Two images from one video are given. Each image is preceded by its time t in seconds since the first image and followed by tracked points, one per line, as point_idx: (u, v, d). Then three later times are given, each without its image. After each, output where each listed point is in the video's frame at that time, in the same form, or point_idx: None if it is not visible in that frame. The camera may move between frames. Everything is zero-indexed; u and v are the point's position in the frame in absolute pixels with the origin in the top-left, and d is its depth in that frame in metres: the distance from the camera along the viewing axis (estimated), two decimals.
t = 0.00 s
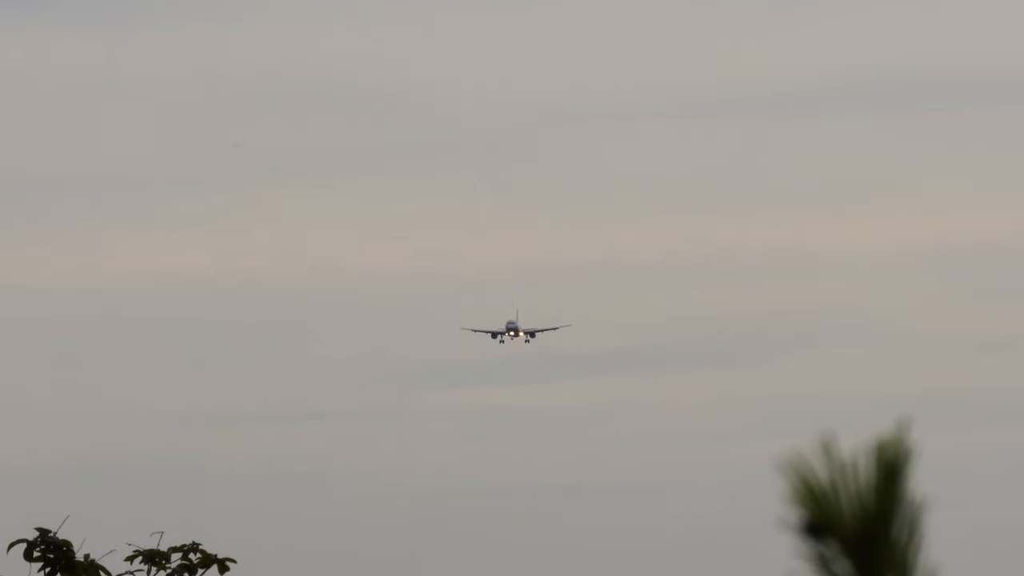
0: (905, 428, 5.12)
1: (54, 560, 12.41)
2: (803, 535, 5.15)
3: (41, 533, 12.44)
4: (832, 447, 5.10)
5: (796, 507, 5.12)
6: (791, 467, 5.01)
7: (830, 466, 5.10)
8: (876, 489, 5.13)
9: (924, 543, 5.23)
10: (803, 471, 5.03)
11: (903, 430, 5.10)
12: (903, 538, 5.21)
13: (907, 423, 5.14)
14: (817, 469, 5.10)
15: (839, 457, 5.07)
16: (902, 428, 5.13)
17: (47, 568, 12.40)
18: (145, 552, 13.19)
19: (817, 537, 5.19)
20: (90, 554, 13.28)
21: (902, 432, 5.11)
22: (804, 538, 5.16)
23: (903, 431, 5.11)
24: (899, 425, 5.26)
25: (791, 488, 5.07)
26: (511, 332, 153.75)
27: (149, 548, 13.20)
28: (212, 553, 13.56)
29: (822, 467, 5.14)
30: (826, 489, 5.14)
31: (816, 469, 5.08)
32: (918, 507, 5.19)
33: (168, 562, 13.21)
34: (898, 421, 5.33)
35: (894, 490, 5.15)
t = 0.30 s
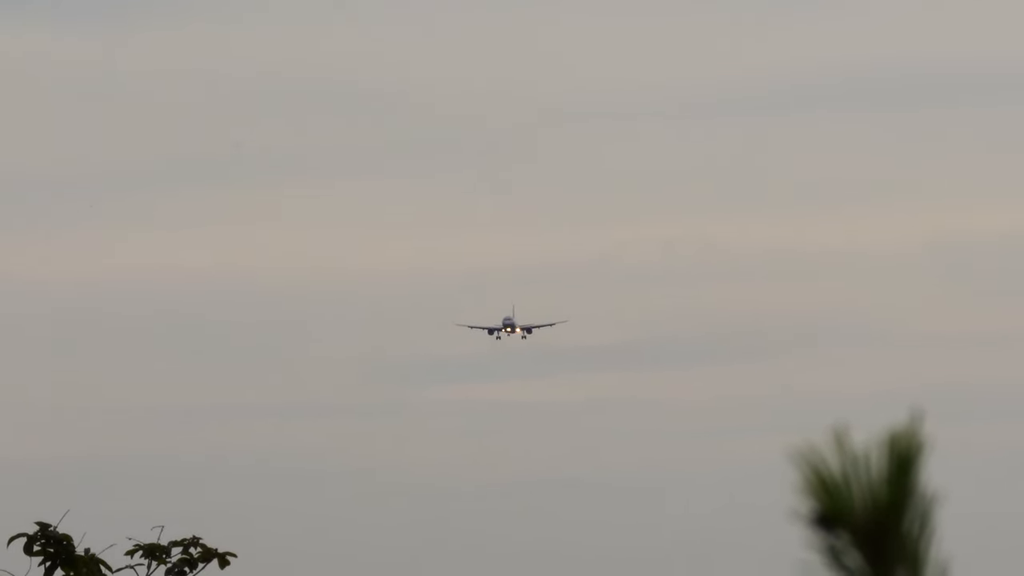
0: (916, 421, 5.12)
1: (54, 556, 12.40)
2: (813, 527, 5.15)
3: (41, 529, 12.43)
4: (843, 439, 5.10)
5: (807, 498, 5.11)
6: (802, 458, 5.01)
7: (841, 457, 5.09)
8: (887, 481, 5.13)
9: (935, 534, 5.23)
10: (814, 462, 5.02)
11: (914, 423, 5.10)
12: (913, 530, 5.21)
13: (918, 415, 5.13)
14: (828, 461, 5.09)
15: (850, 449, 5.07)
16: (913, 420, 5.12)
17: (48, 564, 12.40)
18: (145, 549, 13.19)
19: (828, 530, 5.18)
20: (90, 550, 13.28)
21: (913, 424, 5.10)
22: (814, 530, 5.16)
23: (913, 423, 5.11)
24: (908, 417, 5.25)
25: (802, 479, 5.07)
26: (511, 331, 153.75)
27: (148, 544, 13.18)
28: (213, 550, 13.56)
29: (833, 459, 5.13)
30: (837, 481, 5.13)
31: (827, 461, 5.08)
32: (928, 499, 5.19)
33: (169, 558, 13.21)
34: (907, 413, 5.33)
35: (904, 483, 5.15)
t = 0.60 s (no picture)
0: (900, 419, 5.17)
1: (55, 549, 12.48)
2: (799, 525, 5.21)
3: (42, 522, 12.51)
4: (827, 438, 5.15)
5: (792, 496, 5.17)
6: (788, 457, 5.07)
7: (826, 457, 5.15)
8: (871, 479, 5.19)
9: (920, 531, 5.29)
10: (798, 462, 5.09)
11: (896, 422, 5.15)
12: (898, 527, 5.27)
13: (901, 414, 5.19)
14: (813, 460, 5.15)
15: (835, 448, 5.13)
16: (897, 419, 5.17)
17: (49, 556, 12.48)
18: (145, 540, 13.26)
19: (814, 528, 5.25)
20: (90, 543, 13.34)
21: (897, 424, 5.16)
22: (801, 529, 5.23)
23: (897, 423, 5.16)
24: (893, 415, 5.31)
25: (788, 478, 5.13)
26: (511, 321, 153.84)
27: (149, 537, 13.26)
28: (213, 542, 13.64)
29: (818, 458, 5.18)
30: (823, 479, 5.19)
31: (812, 460, 5.14)
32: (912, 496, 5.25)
33: (169, 550, 13.28)
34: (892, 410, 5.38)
35: (889, 480, 5.21)
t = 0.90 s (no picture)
0: (913, 408, 5.18)
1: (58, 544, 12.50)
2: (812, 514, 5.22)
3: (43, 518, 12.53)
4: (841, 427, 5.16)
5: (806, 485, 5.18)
6: (802, 446, 5.08)
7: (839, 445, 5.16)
8: (885, 467, 5.20)
9: (932, 521, 5.30)
10: (812, 450, 5.09)
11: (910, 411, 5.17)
12: (911, 516, 5.29)
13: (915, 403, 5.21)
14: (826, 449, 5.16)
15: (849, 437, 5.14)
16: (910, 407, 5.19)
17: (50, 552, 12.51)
18: (146, 535, 13.27)
19: (826, 517, 5.26)
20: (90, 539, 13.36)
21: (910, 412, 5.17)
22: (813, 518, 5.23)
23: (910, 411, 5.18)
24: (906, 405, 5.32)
25: (801, 467, 5.14)
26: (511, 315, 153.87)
27: (149, 534, 13.28)
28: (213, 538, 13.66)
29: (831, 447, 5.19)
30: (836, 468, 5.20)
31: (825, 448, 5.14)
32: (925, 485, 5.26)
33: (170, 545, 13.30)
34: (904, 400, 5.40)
35: (902, 469, 5.22)
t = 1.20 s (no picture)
0: (930, 398, 5.16)
1: (56, 539, 12.48)
2: (826, 504, 5.20)
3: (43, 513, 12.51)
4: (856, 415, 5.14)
5: (820, 474, 5.16)
6: (816, 434, 5.05)
7: (854, 435, 5.13)
8: (900, 457, 5.18)
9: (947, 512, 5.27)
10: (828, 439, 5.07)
11: (926, 400, 5.14)
12: (925, 506, 5.26)
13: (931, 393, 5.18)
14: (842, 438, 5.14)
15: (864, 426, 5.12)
16: (927, 397, 5.16)
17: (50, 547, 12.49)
18: (145, 531, 13.25)
19: (841, 506, 5.24)
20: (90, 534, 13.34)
21: (926, 402, 5.15)
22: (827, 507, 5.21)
23: (927, 401, 5.15)
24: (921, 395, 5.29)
25: (816, 455, 5.11)
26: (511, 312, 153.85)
27: (145, 529, 13.25)
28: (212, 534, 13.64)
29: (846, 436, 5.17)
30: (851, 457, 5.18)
31: (840, 437, 5.12)
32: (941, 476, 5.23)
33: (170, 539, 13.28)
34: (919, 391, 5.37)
35: (917, 459, 5.19)
